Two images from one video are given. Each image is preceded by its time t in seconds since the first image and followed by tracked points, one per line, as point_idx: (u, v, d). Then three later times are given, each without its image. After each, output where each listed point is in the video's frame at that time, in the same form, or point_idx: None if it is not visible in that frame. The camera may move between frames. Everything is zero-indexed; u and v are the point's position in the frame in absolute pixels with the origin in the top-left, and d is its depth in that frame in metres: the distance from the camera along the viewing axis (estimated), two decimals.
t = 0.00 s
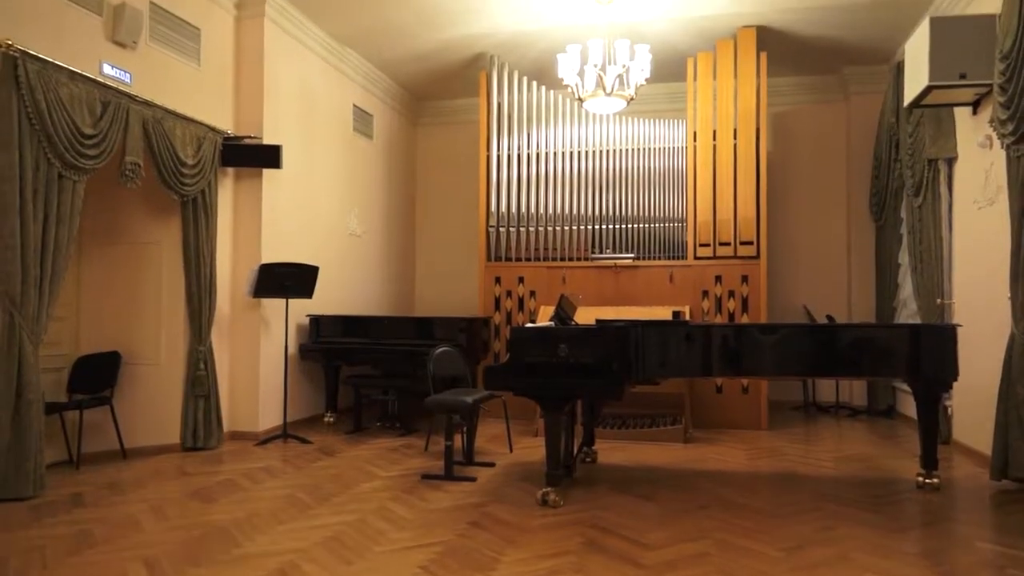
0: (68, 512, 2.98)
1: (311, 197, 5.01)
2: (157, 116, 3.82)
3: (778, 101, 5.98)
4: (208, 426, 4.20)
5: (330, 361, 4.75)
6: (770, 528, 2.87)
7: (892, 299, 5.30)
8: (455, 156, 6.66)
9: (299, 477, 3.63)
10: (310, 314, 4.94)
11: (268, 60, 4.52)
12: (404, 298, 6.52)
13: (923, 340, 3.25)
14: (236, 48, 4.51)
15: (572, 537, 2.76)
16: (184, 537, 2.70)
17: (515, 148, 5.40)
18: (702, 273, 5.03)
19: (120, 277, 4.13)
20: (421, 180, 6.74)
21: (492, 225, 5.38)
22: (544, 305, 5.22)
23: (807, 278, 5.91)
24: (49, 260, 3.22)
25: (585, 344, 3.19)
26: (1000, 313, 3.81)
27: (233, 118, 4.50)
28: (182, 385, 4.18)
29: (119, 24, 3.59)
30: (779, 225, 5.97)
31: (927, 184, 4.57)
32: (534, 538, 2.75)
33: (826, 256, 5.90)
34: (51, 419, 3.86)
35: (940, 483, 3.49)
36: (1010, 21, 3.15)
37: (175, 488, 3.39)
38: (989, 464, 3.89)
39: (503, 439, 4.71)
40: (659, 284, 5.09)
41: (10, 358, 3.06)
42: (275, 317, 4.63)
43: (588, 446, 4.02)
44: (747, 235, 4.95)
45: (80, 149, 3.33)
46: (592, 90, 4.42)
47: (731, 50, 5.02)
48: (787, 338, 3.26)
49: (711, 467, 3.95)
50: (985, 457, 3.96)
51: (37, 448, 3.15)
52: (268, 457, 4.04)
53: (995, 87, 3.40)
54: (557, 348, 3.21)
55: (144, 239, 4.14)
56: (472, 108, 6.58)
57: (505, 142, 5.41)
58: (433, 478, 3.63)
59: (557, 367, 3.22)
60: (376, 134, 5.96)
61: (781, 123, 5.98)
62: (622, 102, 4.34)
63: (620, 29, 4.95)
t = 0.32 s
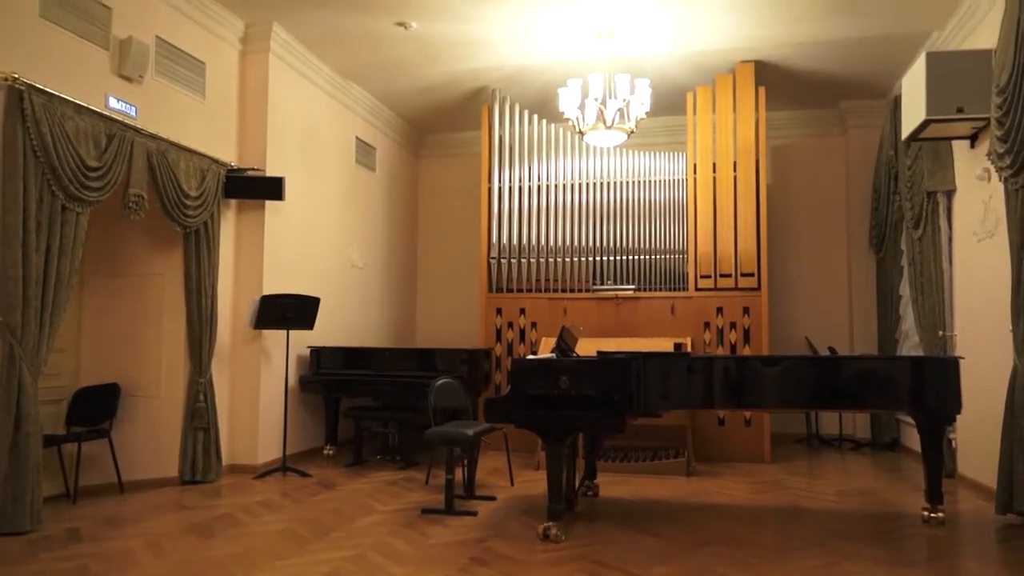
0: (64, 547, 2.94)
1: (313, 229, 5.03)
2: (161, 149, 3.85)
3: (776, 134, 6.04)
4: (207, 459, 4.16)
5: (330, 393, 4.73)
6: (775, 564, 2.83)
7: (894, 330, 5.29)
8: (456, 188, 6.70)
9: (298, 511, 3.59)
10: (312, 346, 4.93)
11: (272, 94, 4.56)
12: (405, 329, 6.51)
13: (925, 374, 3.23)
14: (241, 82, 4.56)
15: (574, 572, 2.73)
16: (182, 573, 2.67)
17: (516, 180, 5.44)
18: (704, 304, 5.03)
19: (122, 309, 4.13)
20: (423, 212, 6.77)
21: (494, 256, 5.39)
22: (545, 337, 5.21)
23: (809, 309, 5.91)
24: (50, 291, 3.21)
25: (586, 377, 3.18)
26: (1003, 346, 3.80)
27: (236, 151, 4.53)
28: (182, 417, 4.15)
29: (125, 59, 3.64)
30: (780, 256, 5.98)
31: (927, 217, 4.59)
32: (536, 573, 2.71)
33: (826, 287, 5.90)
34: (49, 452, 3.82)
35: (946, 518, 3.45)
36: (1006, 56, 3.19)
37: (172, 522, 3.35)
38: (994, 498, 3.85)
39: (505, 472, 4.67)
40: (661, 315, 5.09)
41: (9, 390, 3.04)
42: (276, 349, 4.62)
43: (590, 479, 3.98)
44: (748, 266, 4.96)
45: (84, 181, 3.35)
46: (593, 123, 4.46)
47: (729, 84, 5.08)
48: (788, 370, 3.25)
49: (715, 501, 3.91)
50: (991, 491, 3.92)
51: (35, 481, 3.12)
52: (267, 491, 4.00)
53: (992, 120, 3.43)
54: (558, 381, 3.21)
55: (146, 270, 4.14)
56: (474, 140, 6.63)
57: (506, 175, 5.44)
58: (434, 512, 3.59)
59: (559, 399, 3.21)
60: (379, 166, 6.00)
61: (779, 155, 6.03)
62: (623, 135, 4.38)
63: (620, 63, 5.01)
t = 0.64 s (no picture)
0: None
1: (311, 262, 5.03)
2: (160, 183, 3.86)
3: (772, 169, 6.09)
4: (199, 496, 4.11)
5: (326, 428, 4.69)
6: None
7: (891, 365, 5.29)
8: (454, 222, 6.72)
9: (291, 548, 3.54)
10: (308, 380, 4.90)
11: (271, 129, 4.60)
12: (402, 363, 6.49)
13: (923, 411, 3.22)
14: (241, 117, 4.60)
15: None
16: None
17: (514, 215, 5.46)
18: (701, 339, 5.03)
19: (117, 343, 4.10)
20: (420, 246, 6.79)
21: (491, 290, 5.40)
22: (542, 371, 5.20)
23: (806, 344, 5.92)
24: (45, 325, 3.19)
25: (584, 413, 3.17)
26: (1000, 381, 3.80)
27: (235, 185, 4.55)
28: (174, 452, 4.11)
29: (126, 94, 3.67)
30: (777, 290, 6.00)
31: (921, 252, 4.62)
32: None
33: (823, 322, 5.91)
34: (40, 488, 3.78)
35: (946, 555, 3.42)
36: (997, 95, 3.24)
37: (163, 560, 3.30)
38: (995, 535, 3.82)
39: (501, 509, 4.62)
40: (658, 349, 5.09)
41: None
42: (272, 383, 4.59)
43: (587, 515, 3.94)
44: (745, 300, 4.97)
45: (82, 215, 3.35)
46: (590, 158, 4.50)
47: (724, 121, 5.14)
48: (786, 406, 3.24)
49: (714, 538, 3.87)
50: (991, 528, 3.89)
51: (24, 519, 3.06)
52: (260, 527, 3.94)
53: (984, 157, 3.47)
54: (556, 417, 3.19)
55: (143, 305, 4.14)
56: (472, 175, 6.68)
57: (504, 209, 5.47)
58: (430, 549, 3.54)
59: (556, 435, 3.18)
60: (377, 200, 6.03)
61: (774, 191, 6.08)
62: (619, 170, 4.42)
63: (617, 100, 5.07)
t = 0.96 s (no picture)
0: None
1: (304, 288, 5.03)
2: (153, 209, 3.86)
3: (763, 196, 6.14)
4: (188, 524, 4.05)
5: (317, 455, 4.66)
6: None
7: (884, 391, 5.28)
8: (447, 248, 6.73)
9: None
10: (299, 407, 4.87)
11: (265, 155, 4.62)
12: (394, 390, 6.46)
13: (917, 437, 3.20)
14: (235, 144, 4.62)
15: None
16: None
17: (507, 241, 5.48)
18: (694, 365, 5.03)
19: (106, 369, 4.07)
20: (413, 272, 6.79)
21: (484, 316, 5.39)
22: (536, 397, 5.19)
23: (798, 371, 5.92)
24: (34, 350, 3.17)
25: (577, 438, 3.17)
26: (992, 408, 3.80)
27: (229, 211, 4.55)
28: (162, 480, 4.05)
29: (121, 120, 3.68)
30: (769, 317, 6.01)
31: (912, 279, 4.65)
32: None
33: (816, 348, 5.92)
34: (26, 516, 3.72)
35: None
36: (984, 125, 3.28)
37: None
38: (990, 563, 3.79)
39: (493, 537, 4.57)
40: (651, 375, 5.08)
41: None
42: (262, 410, 4.56)
43: (580, 544, 3.90)
44: (737, 326, 4.98)
45: (74, 240, 3.34)
46: (583, 185, 4.53)
47: (716, 149, 5.19)
48: (780, 432, 3.23)
49: (708, 568, 3.83)
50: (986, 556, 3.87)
51: (9, 547, 2.99)
52: (249, 556, 3.89)
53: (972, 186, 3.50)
54: (548, 443, 3.19)
55: (133, 330, 4.12)
56: (465, 202, 6.71)
57: (497, 235, 5.49)
58: None
59: (548, 462, 3.17)
60: (370, 226, 6.04)
61: (766, 218, 6.12)
62: (611, 197, 4.45)
63: (609, 128, 5.11)
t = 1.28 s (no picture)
0: None
1: (290, 318, 5.01)
2: (140, 236, 3.84)
3: (749, 228, 6.20)
4: (168, 558, 3.93)
5: (302, 486, 4.60)
6: None
7: (871, 422, 5.29)
8: (435, 278, 6.74)
9: None
10: (284, 437, 4.82)
11: (254, 184, 4.63)
12: (380, 420, 6.41)
13: (904, 470, 3.20)
14: (224, 173, 4.63)
15: None
16: None
17: (495, 270, 5.49)
18: (681, 396, 5.03)
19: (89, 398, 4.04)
20: (401, 301, 6.79)
21: (472, 345, 5.38)
22: (523, 428, 5.17)
23: (785, 401, 5.93)
24: (15, 378, 3.12)
25: (565, 472, 3.11)
26: (977, 439, 3.82)
27: (216, 240, 4.55)
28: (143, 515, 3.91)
29: (110, 148, 3.68)
30: (755, 347, 6.04)
31: (896, 311, 4.69)
32: None
33: (802, 379, 5.94)
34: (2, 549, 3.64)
35: None
36: (965, 159, 3.34)
37: None
38: None
39: (480, 570, 4.52)
40: (638, 405, 5.08)
41: None
42: (247, 440, 4.51)
43: None
44: (724, 357, 4.99)
45: (60, 267, 3.32)
46: (570, 215, 4.56)
47: (702, 182, 5.24)
48: (767, 464, 3.23)
49: None
50: None
51: None
52: None
53: (953, 219, 3.55)
54: (536, 474, 3.15)
55: (118, 360, 4.08)
56: (453, 232, 6.73)
57: (484, 265, 5.50)
58: None
59: (535, 495, 3.13)
60: (358, 256, 6.04)
61: (751, 249, 6.18)
62: (599, 228, 4.48)
63: (596, 159, 5.16)
